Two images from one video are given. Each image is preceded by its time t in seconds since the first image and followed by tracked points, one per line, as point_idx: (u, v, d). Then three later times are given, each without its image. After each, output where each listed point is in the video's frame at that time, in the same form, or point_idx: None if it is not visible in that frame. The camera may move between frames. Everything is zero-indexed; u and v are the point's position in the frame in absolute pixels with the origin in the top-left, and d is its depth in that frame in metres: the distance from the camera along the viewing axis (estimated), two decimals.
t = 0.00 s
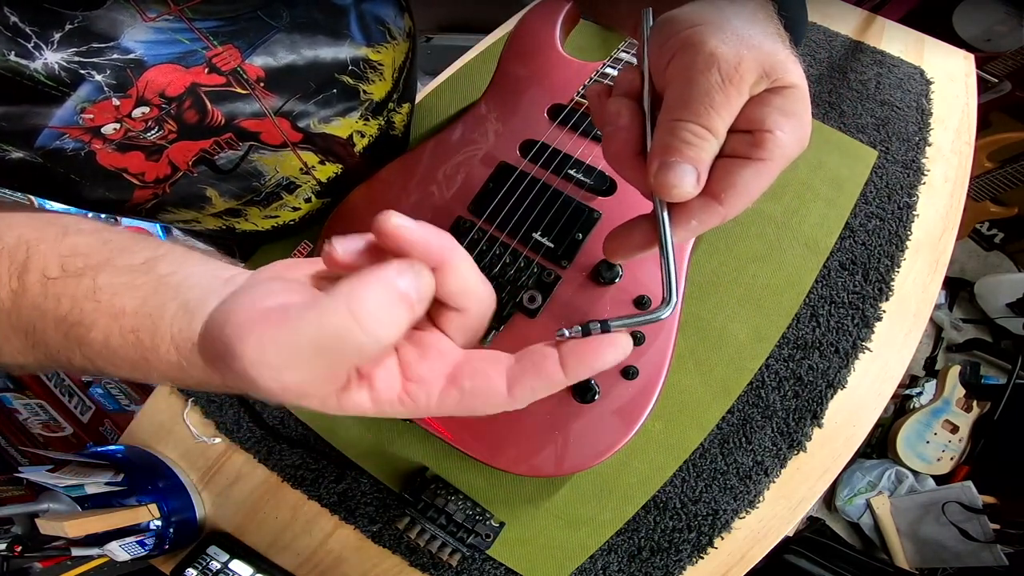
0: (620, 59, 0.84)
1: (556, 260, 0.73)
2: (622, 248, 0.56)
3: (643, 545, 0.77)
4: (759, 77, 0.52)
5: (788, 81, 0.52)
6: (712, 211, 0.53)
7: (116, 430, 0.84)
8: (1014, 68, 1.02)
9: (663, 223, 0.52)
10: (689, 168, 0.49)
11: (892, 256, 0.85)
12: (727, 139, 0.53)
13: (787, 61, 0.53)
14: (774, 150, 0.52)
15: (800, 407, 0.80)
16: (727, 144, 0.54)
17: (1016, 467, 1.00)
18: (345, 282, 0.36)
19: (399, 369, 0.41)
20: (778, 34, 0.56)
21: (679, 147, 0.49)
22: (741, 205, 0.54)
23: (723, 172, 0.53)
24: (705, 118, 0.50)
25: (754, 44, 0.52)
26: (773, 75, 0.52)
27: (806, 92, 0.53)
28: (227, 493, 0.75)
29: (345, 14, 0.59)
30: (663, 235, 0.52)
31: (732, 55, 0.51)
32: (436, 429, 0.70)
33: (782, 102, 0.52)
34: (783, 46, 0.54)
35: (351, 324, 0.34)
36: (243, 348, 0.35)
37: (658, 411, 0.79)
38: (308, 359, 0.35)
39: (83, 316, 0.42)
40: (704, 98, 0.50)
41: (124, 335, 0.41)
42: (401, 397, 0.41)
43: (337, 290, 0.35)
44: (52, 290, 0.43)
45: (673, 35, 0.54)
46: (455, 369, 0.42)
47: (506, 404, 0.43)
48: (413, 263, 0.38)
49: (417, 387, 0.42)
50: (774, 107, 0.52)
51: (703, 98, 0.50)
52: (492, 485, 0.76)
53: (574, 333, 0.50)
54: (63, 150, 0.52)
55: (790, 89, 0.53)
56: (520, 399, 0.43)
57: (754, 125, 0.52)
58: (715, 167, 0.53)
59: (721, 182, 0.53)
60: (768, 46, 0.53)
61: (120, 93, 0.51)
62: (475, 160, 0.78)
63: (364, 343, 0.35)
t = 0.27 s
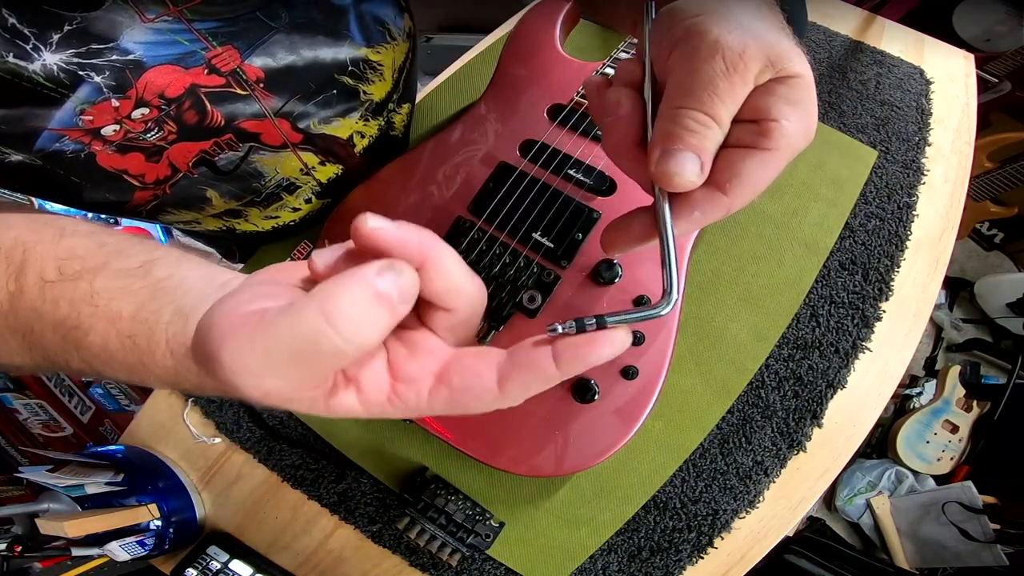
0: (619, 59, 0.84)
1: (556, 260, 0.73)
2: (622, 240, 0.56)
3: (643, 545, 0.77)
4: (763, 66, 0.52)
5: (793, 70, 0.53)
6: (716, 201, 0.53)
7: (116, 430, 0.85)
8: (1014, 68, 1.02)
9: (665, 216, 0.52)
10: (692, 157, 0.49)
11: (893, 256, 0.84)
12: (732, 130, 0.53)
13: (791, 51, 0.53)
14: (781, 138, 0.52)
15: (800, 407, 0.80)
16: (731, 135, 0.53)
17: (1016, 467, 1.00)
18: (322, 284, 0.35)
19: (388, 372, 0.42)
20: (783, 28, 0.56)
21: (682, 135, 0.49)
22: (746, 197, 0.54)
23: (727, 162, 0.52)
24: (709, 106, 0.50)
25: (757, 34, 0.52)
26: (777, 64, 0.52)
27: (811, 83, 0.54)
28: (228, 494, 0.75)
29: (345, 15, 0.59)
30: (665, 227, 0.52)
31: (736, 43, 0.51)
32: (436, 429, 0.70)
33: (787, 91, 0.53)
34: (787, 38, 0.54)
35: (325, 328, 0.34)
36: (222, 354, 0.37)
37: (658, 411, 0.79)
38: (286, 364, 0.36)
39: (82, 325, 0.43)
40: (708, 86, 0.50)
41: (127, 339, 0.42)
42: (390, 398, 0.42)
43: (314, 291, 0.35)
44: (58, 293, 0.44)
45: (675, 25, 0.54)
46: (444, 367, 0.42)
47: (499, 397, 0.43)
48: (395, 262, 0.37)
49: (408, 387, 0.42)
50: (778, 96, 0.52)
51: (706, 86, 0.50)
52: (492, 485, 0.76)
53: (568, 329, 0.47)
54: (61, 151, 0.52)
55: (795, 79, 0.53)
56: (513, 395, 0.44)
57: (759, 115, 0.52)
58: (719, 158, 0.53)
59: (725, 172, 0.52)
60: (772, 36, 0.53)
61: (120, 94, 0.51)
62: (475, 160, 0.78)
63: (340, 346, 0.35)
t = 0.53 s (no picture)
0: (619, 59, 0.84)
1: (556, 260, 0.73)
2: (627, 241, 0.56)
3: (643, 545, 0.77)
4: (768, 68, 0.51)
5: (799, 72, 0.52)
6: (721, 205, 0.53)
7: (115, 430, 0.85)
8: (1014, 68, 1.02)
9: (670, 218, 0.52)
10: (696, 159, 0.49)
11: (893, 256, 0.84)
12: (737, 131, 0.53)
13: (796, 52, 0.52)
14: (786, 141, 0.52)
15: (800, 407, 0.80)
16: (737, 136, 0.53)
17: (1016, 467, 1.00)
18: (304, 294, 0.37)
19: (385, 370, 0.44)
20: (789, 29, 0.56)
21: (685, 137, 0.49)
22: (751, 198, 0.53)
23: (733, 165, 0.52)
24: (713, 107, 0.50)
25: (762, 35, 0.52)
26: (782, 65, 0.52)
27: (816, 84, 0.53)
28: (227, 493, 0.75)
29: (345, 15, 0.59)
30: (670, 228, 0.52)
31: (741, 44, 0.51)
32: (436, 428, 0.70)
33: (794, 93, 0.52)
34: (793, 39, 0.54)
35: (313, 334, 0.36)
36: (219, 372, 0.37)
37: (658, 411, 0.79)
38: (282, 374, 0.37)
39: (82, 331, 0.43)
40: (712, 87, 0.50)
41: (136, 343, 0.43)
42: (391, 396, 0.44)
43: (297, 301, 0.37)
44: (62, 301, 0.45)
45: (679, 26, 0.54)
46: (444, 363, 0.45)
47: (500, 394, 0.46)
48: (374, 263, 0.39)
49: (407, 384, 0.44)
50: (785, 97, 0.52)
51: (710, 88, 0.50)
52: (492, 485, 0.76)
53: (574, 332, 0.47)
54: (61, 151, 0.52)
55: (802, 80, 0.53)
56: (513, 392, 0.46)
57: (765, 117, 0.52)
58: (725, 159, 0.53)
59: (730, 175, 0.52)
60: (777, 38, 0.52)
61: (120, 95, 0.51)
62: (475, 160, 0.78)
63: (330, 350, 0.37)
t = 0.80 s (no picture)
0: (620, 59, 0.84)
1: (556, 260, 0.73)
2: (621, 244, 0.56)
3: (643, 545, 0.77)
4: (763, 75, 0.51)
5: (792, 79, 0.52)
6: (715, 208, 0.53)
7: (116, 430, 0.85)
8: (1014, 68, 1.02)
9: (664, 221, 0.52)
10: (689, 164, 0.49)
11: (892, 256, 0.84)
12: (730, 137, 0.53)
13: (791, 58, 0.52)
14: (777, 147, 0.52)
15: (800, 407, 0.80)
16: (730, 141, 0.53)
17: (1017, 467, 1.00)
18: (313, 288, 0.37)
19: (388, 358, 0.45)
20: (785, 33, 0.56)
21: (680, 143, 0.49)
22: (743, 202, 0.54)
23: (725, 169, 0.53)
24: (707, 113, 0.50)
25: (758, 41, 0.51)
26: (776, 72, 0.52)
27: (810, 90, 0.53)
28: (227, 494, 0.75)
29: (345, 16, 0.59)
30: (663, 230, 0.52)
31: (736, 51, 0.51)
32: (436, 428, 0.70)
33: (787, 100, 0.52)
34: (788, 43, 0.54)
35: (327, 327, 0.37)
36: (238, 367, 0.37)
37: (658, 411, 0.79)
38: (300, 365, 0.38)
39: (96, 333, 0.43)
40: (707, 93, 0.50)
41: (143, 345, 0.43)
42: (395, 383, 0.46)
43: (307, 296, 0.37)
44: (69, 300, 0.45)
45: (676, 32, 0.54)
46: (444, 351, 0.46)
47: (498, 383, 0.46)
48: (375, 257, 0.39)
49: (410, 371, 0.45)
50: (777, 104, 0.52)
51: (705, 92, 0.50)
52: (492, 485, 0.76)
53: (569, 327, 0.46)
54: (63, 153, 0.52)
55: (794, 87, 0.52)
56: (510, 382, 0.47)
57: (758, 123, 0.52)
58: (717, 165, 0.53)
59: (723, 179, 0.53)
60: (773, 44, 0.52)
61: (122, 96, 0.51)
62: (475, 160, 0.78)
63: (344, 340, 0.38)
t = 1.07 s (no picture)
0: (620, 59, 0.84)
1: (556, 260, 0.73)
2: (619, 247, 0.56)
3: (643, 545, 0.77)
4: (760, 79, 0.51)
5: (788, 83, 0.52)
6: (710, 211, 0.53)
7: (116, 430, 0.85)
8: (1014, 68, 1.02)
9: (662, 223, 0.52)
10: (687, 168, 0.49)
11: (893, 256, 0.84)
12: (727, 141, 0.53)
13: (789, 64, 0.52)
14: (775, 151, 0.52)
15: (800, 407, 0.80)
16: (727, 145, 0.54)
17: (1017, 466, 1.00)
18: (318, 292, 0.37)
19: (394, 361, 0.45)
20: (783, 38, 0.56)
21: (677, 147, 0.49)
22: (739, 205, 0.54)
23: (723, 172, 0.52)
24: (705, 118, 0.50)
25: (756, 46, 0.51)
26: (774, 77, 0.52)
27: (806, 95, 0.53)
28: (227, 494, 0.75)
29: (346, 17, 0.59)
30: (661, 233, 0.52)
31: (734, 56, 0.51)
32: (436, 428, 0.70)
33: (783, 104, 0.52)
34: (787, 48, 0.54)
35: (333, 330, 0.36)
36: (244, 370, 0.37)
37: (658, 410, 0.79)
38: (305, 368, 0.38)
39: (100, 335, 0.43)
40: (704, 97, 0.50)
41: (147, 346, 0.43)
42: (401, 386, 0.45)
43: (312, 300, 0.37)
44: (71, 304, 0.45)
45: (676, 37, 0.54)
46: (450, 354, 0.46)
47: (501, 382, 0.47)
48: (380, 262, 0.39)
49: (415, 373, 0.45)
50: (775, 108, 0.52)
51: (703, 96, 0.50)
52: (492, 485, 0.76)
53: (569, 328, 0.46)
54: (64, 154, 0.52)
55: (791, 91, 0.52)
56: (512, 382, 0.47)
57: (755, 127, 0.52)
58: (714, 167, 0.53)
59: (720, 181, 0.52)
60: (772, 49, 0.52)
61: (124, 98, 0.51)
62: (475, 160, 0.78)
63: (349, 344, 0.37)
